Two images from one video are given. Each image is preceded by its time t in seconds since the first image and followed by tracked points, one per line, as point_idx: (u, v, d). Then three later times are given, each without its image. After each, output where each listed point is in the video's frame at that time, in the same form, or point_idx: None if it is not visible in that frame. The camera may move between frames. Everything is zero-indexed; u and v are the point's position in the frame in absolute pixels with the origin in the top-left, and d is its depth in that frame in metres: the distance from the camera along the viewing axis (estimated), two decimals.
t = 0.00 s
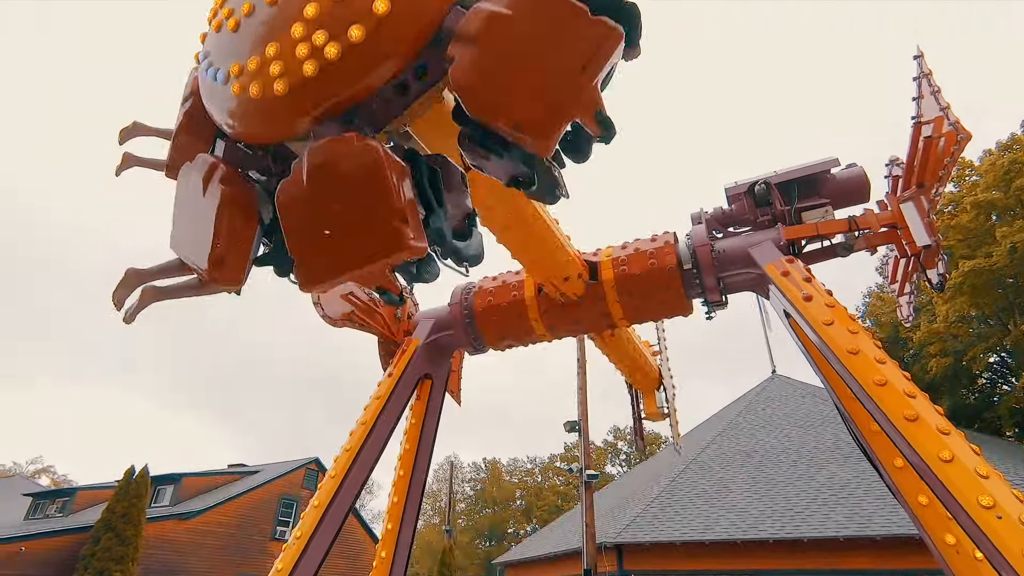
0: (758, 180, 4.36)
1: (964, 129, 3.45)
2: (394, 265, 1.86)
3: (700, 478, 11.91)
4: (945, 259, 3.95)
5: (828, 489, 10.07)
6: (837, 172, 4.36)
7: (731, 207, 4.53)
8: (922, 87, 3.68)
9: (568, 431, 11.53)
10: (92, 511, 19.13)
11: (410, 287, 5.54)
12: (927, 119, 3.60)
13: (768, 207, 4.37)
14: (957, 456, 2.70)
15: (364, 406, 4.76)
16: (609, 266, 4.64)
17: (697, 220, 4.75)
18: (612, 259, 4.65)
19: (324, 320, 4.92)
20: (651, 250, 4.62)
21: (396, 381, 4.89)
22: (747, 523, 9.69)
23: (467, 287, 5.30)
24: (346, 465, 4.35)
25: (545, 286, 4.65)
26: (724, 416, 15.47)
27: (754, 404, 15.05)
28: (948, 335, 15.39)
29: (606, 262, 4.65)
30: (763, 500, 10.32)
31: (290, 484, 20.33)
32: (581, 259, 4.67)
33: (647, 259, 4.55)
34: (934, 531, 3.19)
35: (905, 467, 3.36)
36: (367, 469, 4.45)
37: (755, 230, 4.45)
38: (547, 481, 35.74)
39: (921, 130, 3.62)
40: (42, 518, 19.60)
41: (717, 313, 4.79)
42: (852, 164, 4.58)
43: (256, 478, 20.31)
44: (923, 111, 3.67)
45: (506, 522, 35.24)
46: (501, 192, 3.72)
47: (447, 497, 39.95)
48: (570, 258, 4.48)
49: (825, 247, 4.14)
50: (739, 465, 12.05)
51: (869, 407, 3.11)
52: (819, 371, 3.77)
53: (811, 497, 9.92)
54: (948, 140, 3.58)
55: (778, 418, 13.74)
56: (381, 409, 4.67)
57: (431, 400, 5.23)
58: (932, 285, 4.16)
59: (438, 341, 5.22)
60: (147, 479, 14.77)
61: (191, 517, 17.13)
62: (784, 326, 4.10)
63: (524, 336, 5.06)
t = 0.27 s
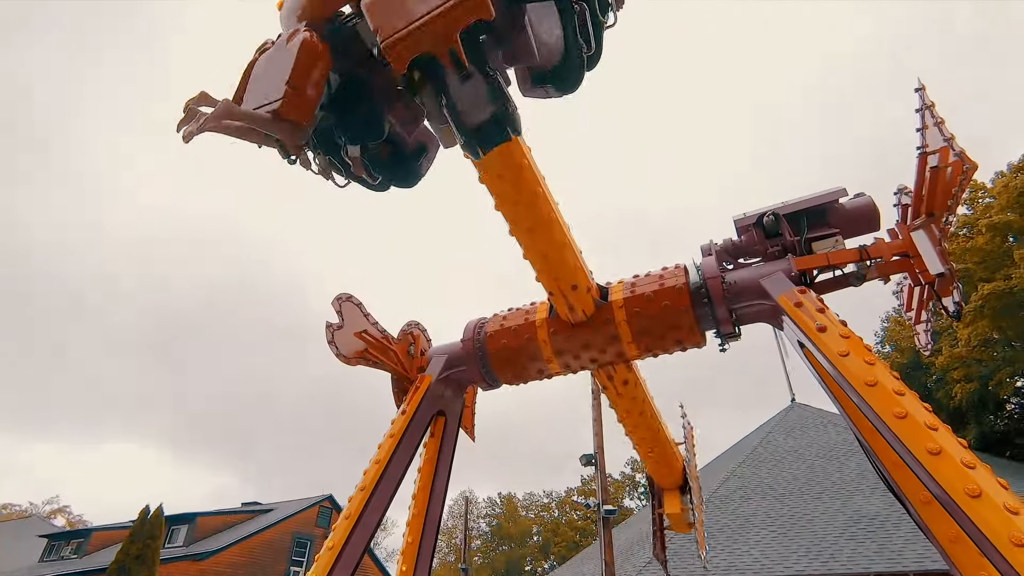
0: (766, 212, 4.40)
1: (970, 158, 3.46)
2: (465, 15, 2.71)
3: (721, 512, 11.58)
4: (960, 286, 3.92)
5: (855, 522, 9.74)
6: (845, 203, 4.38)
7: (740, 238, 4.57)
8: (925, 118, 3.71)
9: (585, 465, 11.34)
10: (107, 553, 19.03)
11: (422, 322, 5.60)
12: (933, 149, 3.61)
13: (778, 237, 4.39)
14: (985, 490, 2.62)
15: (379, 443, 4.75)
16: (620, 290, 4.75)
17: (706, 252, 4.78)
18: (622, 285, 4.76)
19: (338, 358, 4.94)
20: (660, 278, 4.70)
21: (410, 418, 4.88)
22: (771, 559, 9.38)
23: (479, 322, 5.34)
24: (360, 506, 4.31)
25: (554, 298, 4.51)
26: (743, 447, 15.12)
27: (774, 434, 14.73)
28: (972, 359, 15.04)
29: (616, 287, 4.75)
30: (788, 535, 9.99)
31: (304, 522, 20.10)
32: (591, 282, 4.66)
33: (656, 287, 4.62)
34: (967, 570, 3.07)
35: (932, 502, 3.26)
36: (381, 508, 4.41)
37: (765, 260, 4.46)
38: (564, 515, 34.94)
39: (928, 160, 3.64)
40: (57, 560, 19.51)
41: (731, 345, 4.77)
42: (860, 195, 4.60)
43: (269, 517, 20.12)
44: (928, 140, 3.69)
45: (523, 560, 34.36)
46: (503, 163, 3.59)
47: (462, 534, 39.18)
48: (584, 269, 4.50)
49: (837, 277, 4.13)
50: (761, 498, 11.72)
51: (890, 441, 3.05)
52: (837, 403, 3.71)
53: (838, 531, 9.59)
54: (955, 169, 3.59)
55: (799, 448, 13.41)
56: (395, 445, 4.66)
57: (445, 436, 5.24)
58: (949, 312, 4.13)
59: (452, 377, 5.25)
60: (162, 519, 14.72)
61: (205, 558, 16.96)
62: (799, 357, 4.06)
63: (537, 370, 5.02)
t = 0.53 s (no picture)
0: (772, 229, 4.41)
1: (974, 172, 3.45)
2: None
3: (737, 532, 11.35)
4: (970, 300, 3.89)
5: (874, 540, 9.52)
6: (850, 218, 4.38)
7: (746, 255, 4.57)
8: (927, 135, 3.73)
9: (596, 484, 11.19)
10: None
11: (430, 343, 5.61)
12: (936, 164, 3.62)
13: (784, 253, 4.39)
14: (1004, 509, 2.56)
15: (388, 467, 4.73)
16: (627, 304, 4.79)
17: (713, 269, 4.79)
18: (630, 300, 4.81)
19: (346, 381, 4.96)
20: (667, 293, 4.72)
21: (419, 441, 4.85)
22: None
23: (487, 343, 5.34)
24: (371, 527, 4.27)
25: (562, 300, 4.71)
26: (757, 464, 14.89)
27: (788, 450, 14.50)
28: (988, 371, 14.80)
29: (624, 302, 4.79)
30: (805, 554, 9.77)
31: (314, 546, 19.91)
32: (601, 295, 4.87)
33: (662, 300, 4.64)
34: None
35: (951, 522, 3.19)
36: (391, 533, 4.36)
37: (772, 276, 4.45)
38: (576, 536, 34.39)
39: (931, 174, 3.64)
40: None
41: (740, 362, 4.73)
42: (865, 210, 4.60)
43: (279, 541, 19.97)
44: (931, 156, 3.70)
45: None
46: (513, 151, 4.31)
47: (473, 556, 38.63)
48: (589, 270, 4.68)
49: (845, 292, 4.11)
50: (776, 516, 11.50)
51: (905, 459, 3.00)
52: (850, 420, 3.66)
53: (857, 550, 9.38)
54: (959, 184, 3.57)
55: (814, 465, 13.18)
56: (405, 468, 4.63)
57: (454, 460, 5.20)
58: (960, 326, 4.08)
59: (460, 399, 5.24)
60: (172, 544, 14.64)
61: None
62: (810, 374, 4.02)
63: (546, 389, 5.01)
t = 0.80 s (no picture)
0: (771, 242, 4.41)
1: (971, 184, 3.47)
2: None
3: (746, 549, 11.17)
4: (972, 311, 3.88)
5: (886, 555, 9.35)
6: (850, 230, 4.39)
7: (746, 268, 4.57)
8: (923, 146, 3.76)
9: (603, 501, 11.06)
10: None
11: (432, 362, 5.61)
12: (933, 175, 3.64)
13: (785, 267, 4.39)
14: (1014, 523, 2.52)
15: (391, 488, 4.70)
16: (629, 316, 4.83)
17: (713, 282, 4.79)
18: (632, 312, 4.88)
19: (348, 402, 4.96)
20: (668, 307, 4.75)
21: (421, 461, 4.82)
22: None
23: (489, 361, 5.33)
24: (375, 550, 4.19)
25: (565, 307, 4.92)
26: (765, 479, 14.72)
27: (796, 465, 14.34)
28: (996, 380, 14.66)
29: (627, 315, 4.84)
30: (816, 571, 9.60)
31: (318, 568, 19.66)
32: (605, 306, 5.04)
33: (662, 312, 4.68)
34: None
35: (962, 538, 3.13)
36: (395, 555, 4.32)
37: (773, 289, 4.46)
38: (585, 554, 33.88)
39: (929, 186, 3.66)
40: None
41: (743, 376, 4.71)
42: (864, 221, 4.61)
43: (283, 563, 19.74)
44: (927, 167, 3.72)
45: None
46: (525, 160, 5.14)
47: None
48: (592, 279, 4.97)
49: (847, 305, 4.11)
50: (786, 532, 11.32)
51: (912, 473, 2.96)
52: (857, 435, 3.63)
53: (869, 565, 9.22)
54: (956, 196, 3.58)
55: (823, 478, 13.02)
56: (408, 489, 4.60)
57: (457, 480, 5.18)
58: (963, 337, 4.07)
59: (462, 418, 5.22)
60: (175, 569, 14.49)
61: None
62: (814, 388, 4.00)
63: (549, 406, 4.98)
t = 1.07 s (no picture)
0: (769, 252, 4.42)
1: (965, 194, 3.51)
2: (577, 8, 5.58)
3: (750, 563, 11.04)
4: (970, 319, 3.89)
5: (892, 567, 9.24)
6: (847, 240, 4.41)
7: (744, 279, 4.58)
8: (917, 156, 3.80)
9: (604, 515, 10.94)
10: None
11: (432, 376, 5.59)
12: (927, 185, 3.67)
13: (783, 277, 4.41)
14: (1019, 533, 2.50)
15: (390, 503, 4.65)
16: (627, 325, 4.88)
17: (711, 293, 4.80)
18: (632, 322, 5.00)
19: (346, 416, 4.92)
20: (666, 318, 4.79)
21: (421, 476, 4.78)
22: None
23: (488, 374, 5.32)
24: (375, 566, 4.14)
25: (567, 313, 5.32)
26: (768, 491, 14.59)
27: (798, 476, 14.23)
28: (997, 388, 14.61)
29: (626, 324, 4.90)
30: None
31: None
32: (604, 316, 5.38)
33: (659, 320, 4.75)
34: None
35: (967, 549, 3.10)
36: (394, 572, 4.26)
37: (771, 299, 4.46)
38: (587, 569, 33.42)
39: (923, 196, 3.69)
40: None
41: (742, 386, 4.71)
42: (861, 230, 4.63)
43: None
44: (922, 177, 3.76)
45: None
46: (535, 172, 5.99)
47: None
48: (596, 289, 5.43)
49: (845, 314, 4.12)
50: (790, 544, 11.20)
51: (915, 482, 2.94)
52: (859, 445, 3.60)
53: None
54: (951, 205, 3.62)
55: (826, 489, 12.93)
56: (407, 505, 4.56)
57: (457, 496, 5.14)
58: (962, 346, 4.08)
59: (462, 432, 5.19)
60: None
61: None
62: (815, 398, 3.98)
63: (547, 419, 4.94)
